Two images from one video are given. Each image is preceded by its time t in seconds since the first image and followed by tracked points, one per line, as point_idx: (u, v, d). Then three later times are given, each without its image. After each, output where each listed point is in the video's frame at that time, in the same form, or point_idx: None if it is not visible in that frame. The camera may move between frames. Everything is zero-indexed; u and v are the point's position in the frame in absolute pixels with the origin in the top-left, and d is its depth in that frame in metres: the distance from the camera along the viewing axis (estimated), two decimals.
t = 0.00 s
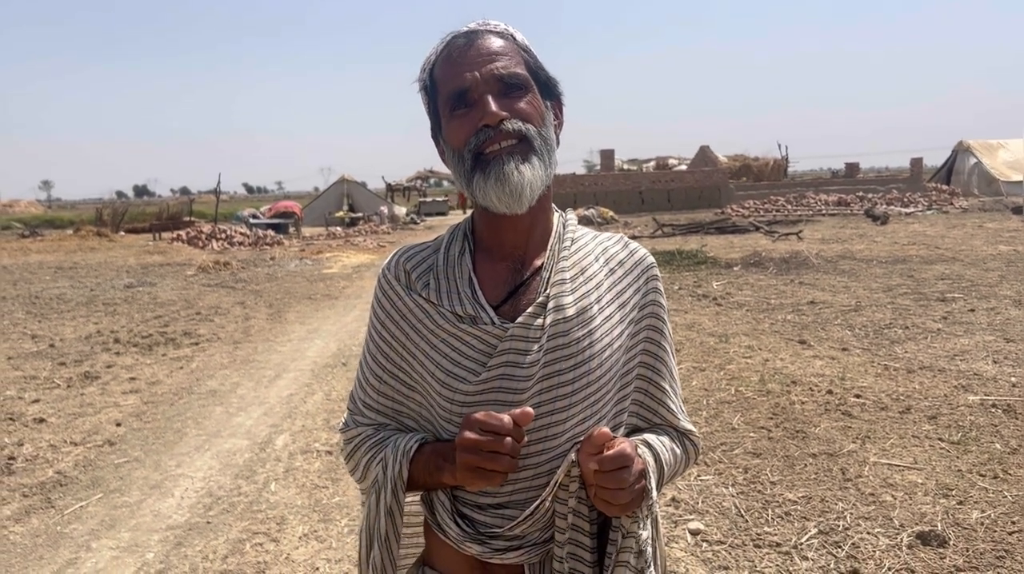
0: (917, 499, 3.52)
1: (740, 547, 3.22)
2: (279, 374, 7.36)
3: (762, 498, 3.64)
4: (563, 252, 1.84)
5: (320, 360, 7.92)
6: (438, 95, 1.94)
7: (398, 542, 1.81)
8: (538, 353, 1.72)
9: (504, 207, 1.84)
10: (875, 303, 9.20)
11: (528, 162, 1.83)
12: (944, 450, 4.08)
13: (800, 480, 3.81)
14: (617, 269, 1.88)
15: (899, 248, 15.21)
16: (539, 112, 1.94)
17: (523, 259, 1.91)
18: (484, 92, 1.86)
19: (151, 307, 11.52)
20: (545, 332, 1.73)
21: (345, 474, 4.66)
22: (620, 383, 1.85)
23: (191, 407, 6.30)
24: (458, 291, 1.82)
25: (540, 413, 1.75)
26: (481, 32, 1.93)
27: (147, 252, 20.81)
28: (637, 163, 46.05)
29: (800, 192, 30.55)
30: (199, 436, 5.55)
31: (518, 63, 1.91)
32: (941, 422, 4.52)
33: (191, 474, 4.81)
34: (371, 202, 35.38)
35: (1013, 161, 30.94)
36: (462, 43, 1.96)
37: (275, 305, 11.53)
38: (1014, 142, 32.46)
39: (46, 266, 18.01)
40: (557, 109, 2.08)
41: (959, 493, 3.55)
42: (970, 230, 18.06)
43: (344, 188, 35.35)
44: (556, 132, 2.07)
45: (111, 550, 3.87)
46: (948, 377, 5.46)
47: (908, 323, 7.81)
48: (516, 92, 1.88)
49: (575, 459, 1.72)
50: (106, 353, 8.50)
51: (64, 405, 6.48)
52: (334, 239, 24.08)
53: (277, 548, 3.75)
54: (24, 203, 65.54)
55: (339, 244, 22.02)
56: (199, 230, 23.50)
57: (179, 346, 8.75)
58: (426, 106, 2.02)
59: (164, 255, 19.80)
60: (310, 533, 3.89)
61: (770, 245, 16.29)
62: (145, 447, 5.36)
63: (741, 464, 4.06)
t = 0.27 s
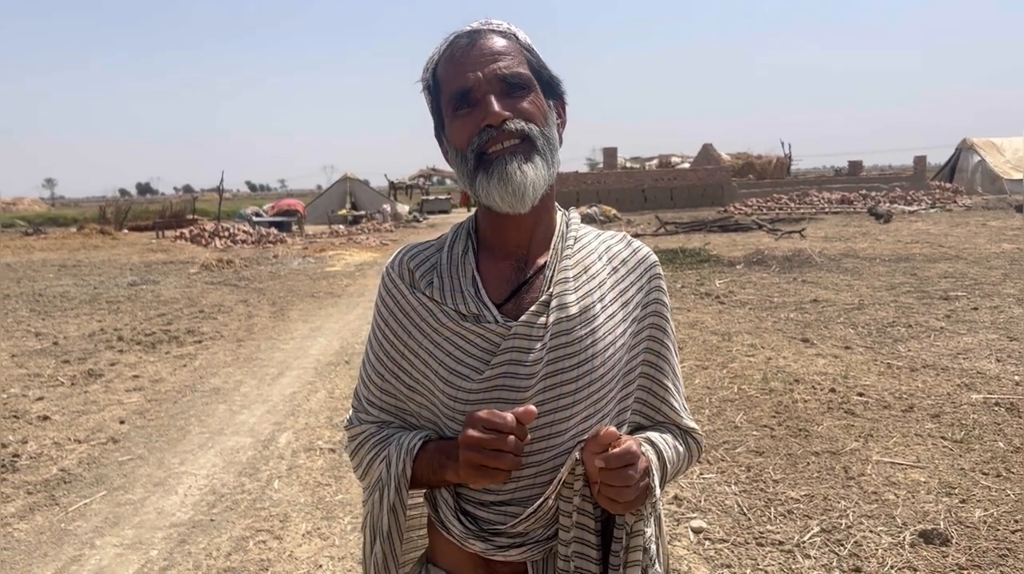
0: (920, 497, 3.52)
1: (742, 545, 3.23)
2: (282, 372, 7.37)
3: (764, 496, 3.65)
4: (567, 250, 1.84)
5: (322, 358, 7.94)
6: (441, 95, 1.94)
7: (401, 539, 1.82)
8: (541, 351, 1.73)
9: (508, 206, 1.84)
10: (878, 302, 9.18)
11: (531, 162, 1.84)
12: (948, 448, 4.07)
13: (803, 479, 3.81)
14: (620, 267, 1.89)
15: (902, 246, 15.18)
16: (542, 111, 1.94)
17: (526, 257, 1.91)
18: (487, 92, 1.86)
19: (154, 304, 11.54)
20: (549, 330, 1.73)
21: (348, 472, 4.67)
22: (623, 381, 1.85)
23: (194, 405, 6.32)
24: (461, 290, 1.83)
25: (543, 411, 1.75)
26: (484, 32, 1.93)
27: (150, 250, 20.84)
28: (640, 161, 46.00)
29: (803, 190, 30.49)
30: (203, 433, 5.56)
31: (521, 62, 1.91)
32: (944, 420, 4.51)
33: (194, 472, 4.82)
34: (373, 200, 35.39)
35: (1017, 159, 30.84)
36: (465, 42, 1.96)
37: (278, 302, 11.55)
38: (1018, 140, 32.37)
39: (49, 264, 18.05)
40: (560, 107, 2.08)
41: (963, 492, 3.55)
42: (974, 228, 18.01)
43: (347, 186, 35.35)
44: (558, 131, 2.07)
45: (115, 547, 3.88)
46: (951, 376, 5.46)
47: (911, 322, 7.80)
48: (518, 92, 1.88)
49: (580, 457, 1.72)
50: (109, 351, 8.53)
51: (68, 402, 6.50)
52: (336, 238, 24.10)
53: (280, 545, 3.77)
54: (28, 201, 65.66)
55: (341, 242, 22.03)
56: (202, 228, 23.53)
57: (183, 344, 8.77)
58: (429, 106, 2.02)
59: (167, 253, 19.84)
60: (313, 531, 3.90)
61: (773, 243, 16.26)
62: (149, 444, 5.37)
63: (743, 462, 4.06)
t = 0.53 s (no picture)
0: (923, 495, 3.52)
1: (745, 542, 3.23)
2: (285, 370, 7.39)
3: (767, 493, 3.65)
4: (570, 246, 1.84)
5: (325, 355, 7.95)
6: (444, 91, 1.95)
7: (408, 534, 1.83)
8: (544, 347, 1.73)
9: (511, 202, 1.84)
10: (881, 300, 9.17)
11: (534, 158, 1.83)
12: (950, 446, 4.07)
13: (805, 476, 3.81)
14: (623, 263, 1.89)
15: (905, 244, 15.16)
16: (545, 107, 1.93)
17: (529, 253, 1.92)
18: (489, 88, 1.86)
19: (157, 302, 11.56)
20: (551, 325, 1.73)
21: (351, 469, 4.68)
22: (627, 376, 1.85)
23: (197, 402, 6.33)
24: (465, 286, 1.83)
25: (545, 407, 1.75)
26: (487, 28, 1.93)
27: (153, 248, 20.88)
28: (642, 159, 45.95)
29: (806, 188, 30.44)
30: (206, 431, 5.58)
31: (524, 58, 1.91)
32: (947, 418, 4.51)
33: (197, 469, 4.84)
34: (376, 199, 35.40)
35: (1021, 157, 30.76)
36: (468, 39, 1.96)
37: (281, 300, 11.56)
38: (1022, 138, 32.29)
39: (53, 262, 18.10)
40: (563, 103, 2.08)
41: (965, 489, 3.54)
42: (977, 226, 17.97)
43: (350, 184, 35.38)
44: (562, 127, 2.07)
45: (118, 543, 3.90)
46: (954, 373, 5.45)
47: (914, 320, 7.79)
48: (521, 88, 1.88)
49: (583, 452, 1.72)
50: (112, 348, 8.55)
51: (71, 400, 6.53)
52: (339, 235, 24.12)
53: (284, 541, 3.78)
54: (32, 199, 65.77)
55: (344, 240, 22.08)
56: (205, 226, 23.56)
57: (186, 342, 8.79)
58: (433, 102, 2.02)
59: (170, 251, 19.87)
60: (316, 527, 3.91)
61: (776, 242, 16.24)
62: (152, 441, 5.39)
63: (746, 460, 4.06)
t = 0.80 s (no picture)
0: (925, 492, 3.52)
1: (747, 539, 3.23)
2: (287, 368, 7.40)
3: (769, 490, 3.65)
4: (574, 242, 1.85)
5: (328, 353, 7.97)
6: (449, 87, 1.95)
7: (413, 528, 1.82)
8: (549, 341, 1.73)
9: (515, 199, 1.85)
10: (883, 297, 9.17)
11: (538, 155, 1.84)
12: (952, 444, 4.07)
13: (807, 473, 3.81)
14: (627, 259, 1.89)
15: (907, 242, 15.14)
16: (549, 104, 1.94)
17: (534, 249, 1.92)
18: (495, 84, 1.86)
19: (160, 300, 11.58)
20: (556, 320, 1.74)
21: (354, 466, 4.69)
22: (630, 371, 1.85)
23: (200, 399, 6.35)
24: (470, 280, 1.84)
25: (550, 401, 1.76)
26: (493, 24, 1.93)
27: (155, 246, 20.90)
28: (644, 157, 45.91)
29: (808, 186, 30.40)
30: (209, 428, 5.59)
31: (529, 54, 1.91)
32: (949, 415, 4.51)
33: (200, 466, 4.85)
34: (378, 197, 35.39)
35: None
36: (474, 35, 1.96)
37: (283, 298, 11.58)
38: None
39: (55, 260, 18.12)
40: (568, 100, 2.08)
41: (967, 487, 3.55)
42: (980, 224, 17.94)
43: (351, 182, 35.39)
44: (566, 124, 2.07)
45: (122, 540, 3.91)
46: (956, 371, 5.45)
47: (917, 318, 7.78)
48: (525, 84, 1.89)
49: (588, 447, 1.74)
50: (115, 346, 8.57)
51: (75, 397, 6.54)
52: (341, 234, 24.12)
53: (287, 538, 3.79)
54: (34, 197, 65.84)
55: (346, 238, 22.10)
56: (207, 224, 23.57)
57: (188, 340, 8.81)
58: (437, 98, 2.03)
59: (173, 249, 19.89)
60: (319, 524, 3.92)
61: (778, 239, 16.22)
62: (155, 439, 5.40)
63: (748, 457, 4.06)
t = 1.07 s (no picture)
0: (927, 490, 3.52)
1: (749, 536, 3.24)
2: (289, 366, 7.41)
3: (770, 488, 3.66)
4: (577, 237, 1.86)
5: (329, 351, 7.98)
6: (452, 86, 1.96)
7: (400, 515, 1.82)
8: (553, 335, 1.74)
9: (502, 205, 1.86)
10: (884, 295, 9.17)
11: (525, 167, 1.83)
12: (954, 441, 4.07)
13: (809, 471, 3.82)
14: (630, 253, 1.90)
15: (908, 240, 15.14)
16: (547, 112, 1.90)
17: (538, 244, 1.92)
18: (488, 91, 1.86)
19: (161, 299, 11.59)
20: (560, 313, 1.74)
21: (356, 464, 4.70)
22: (636, 364, 1.84)
23: (201, 398, 6.36)
24: (474, 275, 1.84)
25: (554, 396, 1.76)
26: (496, 26, 1.90)
27: (156, 245, 20.93)
28: (645, 156, 45.89)
29: (809, 184, 30.39)
30: (211, 426, 5.60)
31: (528, 60, 1.87)
32: (950, 413, 4.51)
33: (203, 464, 4.86)
34: (378, 195, 35.39)
35: None
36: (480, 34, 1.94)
37: (284, 297, 11.58)
38: None
39: (56, 259, 18.14)
40: (574, 102, 2.04)
41: (969, 484, 3.55)
42: (981, 222, 17.94)
43: (352, 181, 35.40)
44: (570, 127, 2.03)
45: (125, 538, 3.92)
46: (957, 369, 5.45)
47: (917, 316, 7.79)
48: (521, 91, 1.86)
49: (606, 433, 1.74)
50: (117, 344, 8.58)
51: (77, 395, 6.55)
52: (342, 232, 24.14)
53: (289, 536, 3.80)
54: (35, 196, 65.89)
55: (347, 237, 22.13)
56: (208, 223, 23.59)
57: (190, 338, 8.81)
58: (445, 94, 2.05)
59: (174, 248, 19.91)
60: (321, 522, 3.93)
61: (779, 238, 16.22)
62: (157, 437, 5.41)
63: (750, 455, 4.07)
